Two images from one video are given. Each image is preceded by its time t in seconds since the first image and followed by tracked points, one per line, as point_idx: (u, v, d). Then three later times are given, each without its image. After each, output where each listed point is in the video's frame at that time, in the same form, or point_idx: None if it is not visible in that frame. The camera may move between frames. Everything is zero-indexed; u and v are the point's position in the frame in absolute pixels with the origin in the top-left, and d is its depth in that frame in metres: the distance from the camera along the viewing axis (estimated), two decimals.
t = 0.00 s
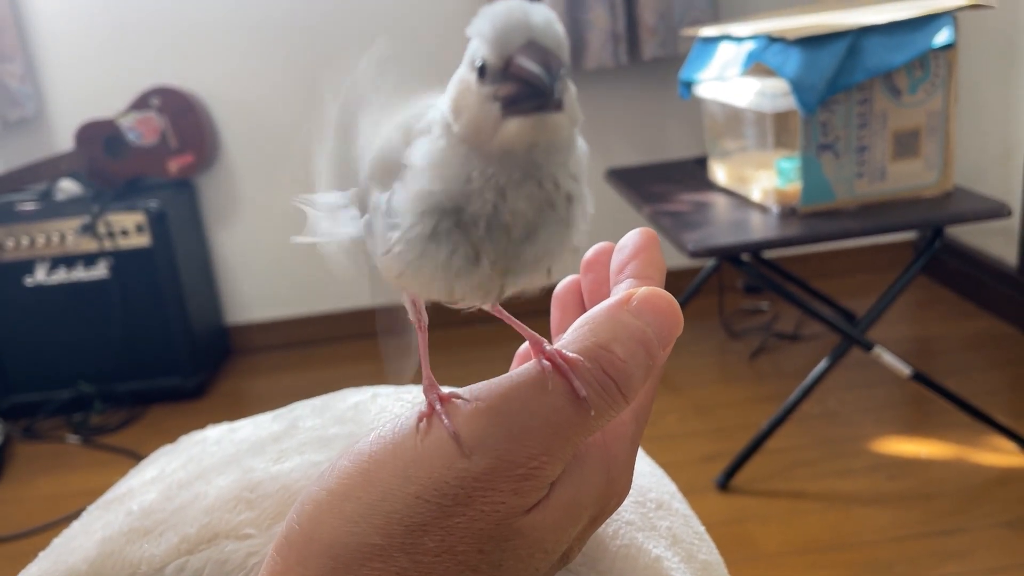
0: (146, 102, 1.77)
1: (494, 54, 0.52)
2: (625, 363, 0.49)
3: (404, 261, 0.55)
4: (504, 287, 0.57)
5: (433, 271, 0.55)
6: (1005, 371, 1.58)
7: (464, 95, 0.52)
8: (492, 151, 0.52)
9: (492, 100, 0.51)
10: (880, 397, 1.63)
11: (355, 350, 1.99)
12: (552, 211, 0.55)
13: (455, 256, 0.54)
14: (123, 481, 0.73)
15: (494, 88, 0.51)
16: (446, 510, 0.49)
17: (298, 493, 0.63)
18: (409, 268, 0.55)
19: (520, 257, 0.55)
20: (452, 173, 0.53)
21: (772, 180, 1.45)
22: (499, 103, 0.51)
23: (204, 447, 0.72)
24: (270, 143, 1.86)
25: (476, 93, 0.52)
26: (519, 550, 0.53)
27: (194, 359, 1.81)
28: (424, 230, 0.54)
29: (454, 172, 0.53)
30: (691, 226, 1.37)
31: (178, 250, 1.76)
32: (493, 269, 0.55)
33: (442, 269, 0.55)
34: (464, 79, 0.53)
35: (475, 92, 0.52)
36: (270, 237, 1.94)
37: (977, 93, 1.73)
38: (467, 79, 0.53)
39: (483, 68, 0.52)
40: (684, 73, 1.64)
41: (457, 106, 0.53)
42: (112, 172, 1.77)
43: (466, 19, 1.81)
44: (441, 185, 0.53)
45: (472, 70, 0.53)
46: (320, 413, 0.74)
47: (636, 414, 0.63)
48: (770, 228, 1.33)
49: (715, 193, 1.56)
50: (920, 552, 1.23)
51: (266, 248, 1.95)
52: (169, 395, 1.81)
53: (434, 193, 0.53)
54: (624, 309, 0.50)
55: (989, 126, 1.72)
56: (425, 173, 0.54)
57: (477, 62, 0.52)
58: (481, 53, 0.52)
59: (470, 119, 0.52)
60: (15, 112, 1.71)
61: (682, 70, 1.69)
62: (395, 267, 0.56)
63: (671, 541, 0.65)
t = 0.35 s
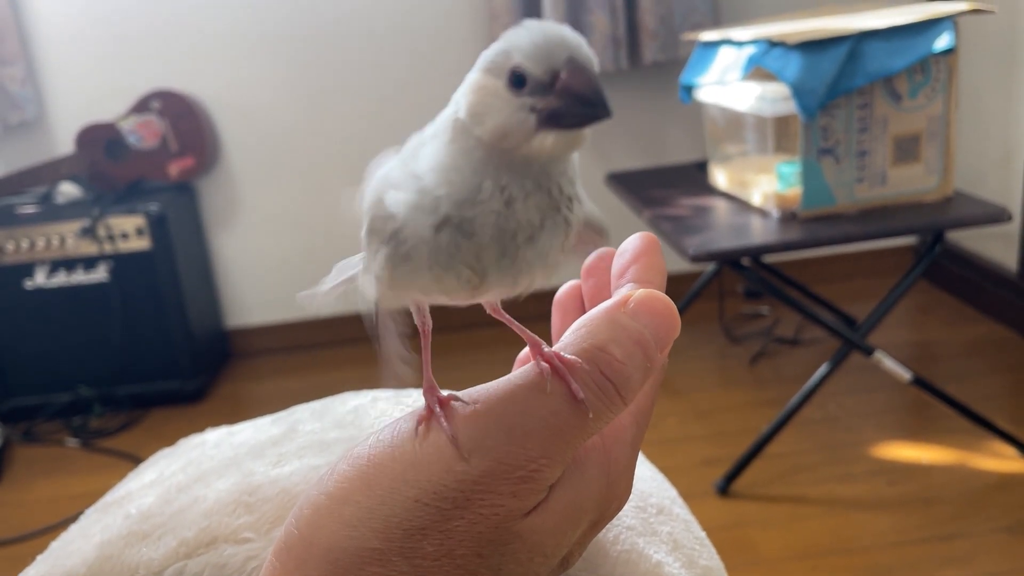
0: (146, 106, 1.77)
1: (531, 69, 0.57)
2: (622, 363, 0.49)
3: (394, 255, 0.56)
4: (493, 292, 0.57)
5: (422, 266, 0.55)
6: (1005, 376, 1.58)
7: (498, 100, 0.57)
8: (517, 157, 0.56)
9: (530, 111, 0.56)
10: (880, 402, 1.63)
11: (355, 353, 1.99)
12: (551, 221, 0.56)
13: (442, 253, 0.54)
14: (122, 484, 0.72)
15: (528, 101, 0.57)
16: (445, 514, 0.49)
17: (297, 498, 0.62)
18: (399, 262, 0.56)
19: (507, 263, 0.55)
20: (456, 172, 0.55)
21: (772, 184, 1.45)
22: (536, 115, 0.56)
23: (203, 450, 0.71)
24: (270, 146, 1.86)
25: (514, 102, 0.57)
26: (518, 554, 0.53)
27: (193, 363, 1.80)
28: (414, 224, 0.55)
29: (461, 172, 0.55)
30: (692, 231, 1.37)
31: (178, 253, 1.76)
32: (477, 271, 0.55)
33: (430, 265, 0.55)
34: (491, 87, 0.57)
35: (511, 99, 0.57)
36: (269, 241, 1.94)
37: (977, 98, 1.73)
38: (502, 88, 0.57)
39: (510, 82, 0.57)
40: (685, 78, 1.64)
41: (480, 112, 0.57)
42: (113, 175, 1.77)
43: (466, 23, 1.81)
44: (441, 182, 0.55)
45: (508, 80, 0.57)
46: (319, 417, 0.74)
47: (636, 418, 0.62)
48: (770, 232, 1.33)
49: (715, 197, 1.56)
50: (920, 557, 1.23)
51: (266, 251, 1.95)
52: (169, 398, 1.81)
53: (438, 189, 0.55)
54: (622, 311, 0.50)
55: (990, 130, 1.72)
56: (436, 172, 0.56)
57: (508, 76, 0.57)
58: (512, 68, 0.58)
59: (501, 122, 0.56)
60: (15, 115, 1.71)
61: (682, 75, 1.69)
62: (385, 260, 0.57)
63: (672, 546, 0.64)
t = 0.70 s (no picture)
0: (147, 109, 1.77)
1: (523, 48, 0.60)
2: (616, 367, 0.48)
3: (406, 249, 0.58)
4: (500, 282, 0.59)
5: (436, 256, 0.57)
6: (1006, 381, 1.57)
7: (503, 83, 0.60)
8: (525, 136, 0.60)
9: (544, 81, 0.60)
10: (880, 407, 1.62)
11: (354, 357, 1.99)
12: (554, 203, 0.60)
13: (455, 239, 0.57)
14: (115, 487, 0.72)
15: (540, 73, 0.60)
16: (436, 517, 0.49)
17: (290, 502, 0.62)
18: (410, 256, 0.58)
19: (515, 246, 0.58)
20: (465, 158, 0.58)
21: (772, 188, 1.44)
22: (552, 83, 0.61)
23: (197, 453, 0.71)
24: (270, 149, 1.86)
25: (527, 80, 0.60)
26: (510, 559, 0.52)
27: (192, 366, 1.80)
28: (427, 214, 0.57)
29: (469, 157, 0.58)
30: (692, 235, 1.37)
31: (177, 255, 1.76)
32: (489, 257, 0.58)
33: (442, 254, 0.57)
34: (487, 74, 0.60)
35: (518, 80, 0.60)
36: (269, 244, 1.94)
37: (978, 102, 1.73)
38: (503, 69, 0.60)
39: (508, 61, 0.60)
40: (685, 82, 1.64)
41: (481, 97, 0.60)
42: (113, 178, 1.77)
43: (466, 26, 1.81)
44: (450, 170, 0.58)
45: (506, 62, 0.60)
46: (314, 420, 0.74)
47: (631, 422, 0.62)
48: (770, 236, 1.33)
49: (715, 201, 1.56)
50: (920, 563, 1.22)
51: (266, 254, 1.95)
52: (168, 401, 1.81)
53: (442, 176, 0.58)
54: (615, 314, 0.50)
55: (991, 135, 1.71)
56: (437, 160, 0.58)
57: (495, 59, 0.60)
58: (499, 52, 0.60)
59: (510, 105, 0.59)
60: (15, 117, 1.71)
61: (682, 78, 1.69)
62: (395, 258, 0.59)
63: (667, 552, 0.64)
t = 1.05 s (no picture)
0: (151, 115, 1.77)
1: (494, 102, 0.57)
2: (623, 398, 0.49)
3: (446, 313, 0.55)
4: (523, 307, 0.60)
5: (479, 310, 0.56)
6: (1009, 391, 1.57)
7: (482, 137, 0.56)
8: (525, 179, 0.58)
9: (527, 127, 0.57)
10: (883, 417, 1.62)
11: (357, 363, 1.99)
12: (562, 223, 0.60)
13: (497, 287, 0.56)
14: (124, 504, 0.73)
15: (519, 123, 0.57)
16: (445, 548, 0.50)
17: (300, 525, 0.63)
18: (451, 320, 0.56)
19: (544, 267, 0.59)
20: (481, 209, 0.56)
21: (776, 198, 1.45)
22: (534, 129, 0.57)
23: (206, 471, 0.72)
24: (274, 156, 1.87)
25: (510, 125, 0.56)
26: None
27: (195, 371, 1.80)
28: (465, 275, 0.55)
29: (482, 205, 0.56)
30: (695, 244, 1.37)
31: (181, 262, 1.76)
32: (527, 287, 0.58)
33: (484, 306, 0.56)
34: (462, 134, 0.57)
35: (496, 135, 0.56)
36: (272, 250, 1.94)
37: (982, 112, 1.73)
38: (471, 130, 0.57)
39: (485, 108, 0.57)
40: (688, 91, 1.64)
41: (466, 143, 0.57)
42: (117, 184, 1.78)
43: (470, 34, 1.82)
44: (471, 223, 0.55)
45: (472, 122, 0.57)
46: (322, 440, 0.75)
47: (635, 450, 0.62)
48: (773, 246, 1.33)
49: (719, 211, 1.56)
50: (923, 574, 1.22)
51: (269, 260, 1.95)
52: (171, 407, 1.81)
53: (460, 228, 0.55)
54: (621, 344, 0.50)
55: (994, 144, 1.72)
56: (453, 213, 0.55)
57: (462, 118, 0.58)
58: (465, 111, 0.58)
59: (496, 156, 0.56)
60: (20, 123, 1.72)
61: (686, 87, 1.70)
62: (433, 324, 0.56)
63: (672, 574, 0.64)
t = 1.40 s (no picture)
0: (155, 119, 1.77)
1: (503, 123, 0.59)
2: (627, 408, 0.49)
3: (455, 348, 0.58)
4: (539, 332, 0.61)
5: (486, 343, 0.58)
6: (1013, 398, 1.57)
7: (490, 158, 0.57)
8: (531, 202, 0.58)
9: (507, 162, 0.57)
10: (886, 423, 1.62)
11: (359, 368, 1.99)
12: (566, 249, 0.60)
13: (501, 315, 0.57)
14: (127, 510, 0.73)
15: (530, 146, 0.58)
16: (450, 558, 0.51)
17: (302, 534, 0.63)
18: (456, 348, 0.58)
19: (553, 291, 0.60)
20: (479, 236, 0.57)
21: (779, 204, 1.44)
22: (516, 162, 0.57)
23: (209, 479, 0.72)
24: (277, 160, 1.87)
25: (491, 162, 0.57)
26: None
27: (197, 375, 1.80)
28: (465, 303, 0.57)
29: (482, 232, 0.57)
30: (699, 250, 1.36)
31: (183, 266, 1.76)
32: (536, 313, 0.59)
33: (488, 334, 0.57)
34: (467, 156, 0.59)
35: (508, 156, 0.57)
36: (274, 255, 1.94)
37: (987, 118, 1.73)
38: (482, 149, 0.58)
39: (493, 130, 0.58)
40: (692, 96, 1.64)
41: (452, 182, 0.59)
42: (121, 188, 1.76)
43: (473, 39, 1.82)
44: (468, 251, 0.57)
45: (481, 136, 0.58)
46: (324, 446, 0.75)
47: (641, 458, 0.62)
48: (776, 252, 1.32)
49: (722, 217, 1.56)
50: None
51: (271, 265, 1.95)
52: (172, 412, 1.81)
53: (456, 267, 0.57)
54: (626, 353, 0.50)
55: (997, 151, 1.71)
56: (448, 251, 0.57)
57: (468, 139, 0.59)
58: (472, 130, 0.59)
59: (504, 178, 0.57)
60: (23, 127, 1.72)
61: (689, 93, 1.70)
62: (444, 361, 0.58)
63: None
